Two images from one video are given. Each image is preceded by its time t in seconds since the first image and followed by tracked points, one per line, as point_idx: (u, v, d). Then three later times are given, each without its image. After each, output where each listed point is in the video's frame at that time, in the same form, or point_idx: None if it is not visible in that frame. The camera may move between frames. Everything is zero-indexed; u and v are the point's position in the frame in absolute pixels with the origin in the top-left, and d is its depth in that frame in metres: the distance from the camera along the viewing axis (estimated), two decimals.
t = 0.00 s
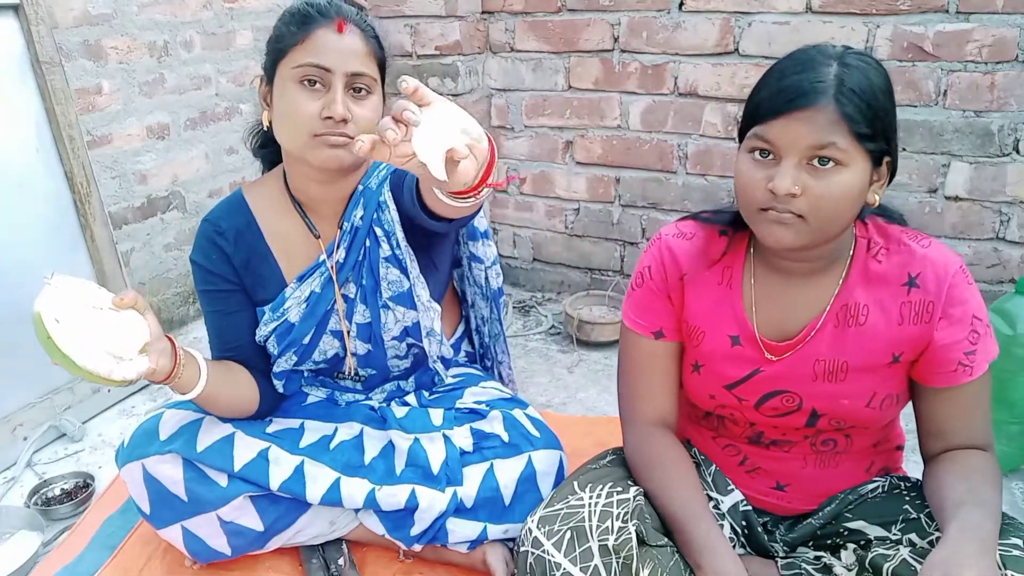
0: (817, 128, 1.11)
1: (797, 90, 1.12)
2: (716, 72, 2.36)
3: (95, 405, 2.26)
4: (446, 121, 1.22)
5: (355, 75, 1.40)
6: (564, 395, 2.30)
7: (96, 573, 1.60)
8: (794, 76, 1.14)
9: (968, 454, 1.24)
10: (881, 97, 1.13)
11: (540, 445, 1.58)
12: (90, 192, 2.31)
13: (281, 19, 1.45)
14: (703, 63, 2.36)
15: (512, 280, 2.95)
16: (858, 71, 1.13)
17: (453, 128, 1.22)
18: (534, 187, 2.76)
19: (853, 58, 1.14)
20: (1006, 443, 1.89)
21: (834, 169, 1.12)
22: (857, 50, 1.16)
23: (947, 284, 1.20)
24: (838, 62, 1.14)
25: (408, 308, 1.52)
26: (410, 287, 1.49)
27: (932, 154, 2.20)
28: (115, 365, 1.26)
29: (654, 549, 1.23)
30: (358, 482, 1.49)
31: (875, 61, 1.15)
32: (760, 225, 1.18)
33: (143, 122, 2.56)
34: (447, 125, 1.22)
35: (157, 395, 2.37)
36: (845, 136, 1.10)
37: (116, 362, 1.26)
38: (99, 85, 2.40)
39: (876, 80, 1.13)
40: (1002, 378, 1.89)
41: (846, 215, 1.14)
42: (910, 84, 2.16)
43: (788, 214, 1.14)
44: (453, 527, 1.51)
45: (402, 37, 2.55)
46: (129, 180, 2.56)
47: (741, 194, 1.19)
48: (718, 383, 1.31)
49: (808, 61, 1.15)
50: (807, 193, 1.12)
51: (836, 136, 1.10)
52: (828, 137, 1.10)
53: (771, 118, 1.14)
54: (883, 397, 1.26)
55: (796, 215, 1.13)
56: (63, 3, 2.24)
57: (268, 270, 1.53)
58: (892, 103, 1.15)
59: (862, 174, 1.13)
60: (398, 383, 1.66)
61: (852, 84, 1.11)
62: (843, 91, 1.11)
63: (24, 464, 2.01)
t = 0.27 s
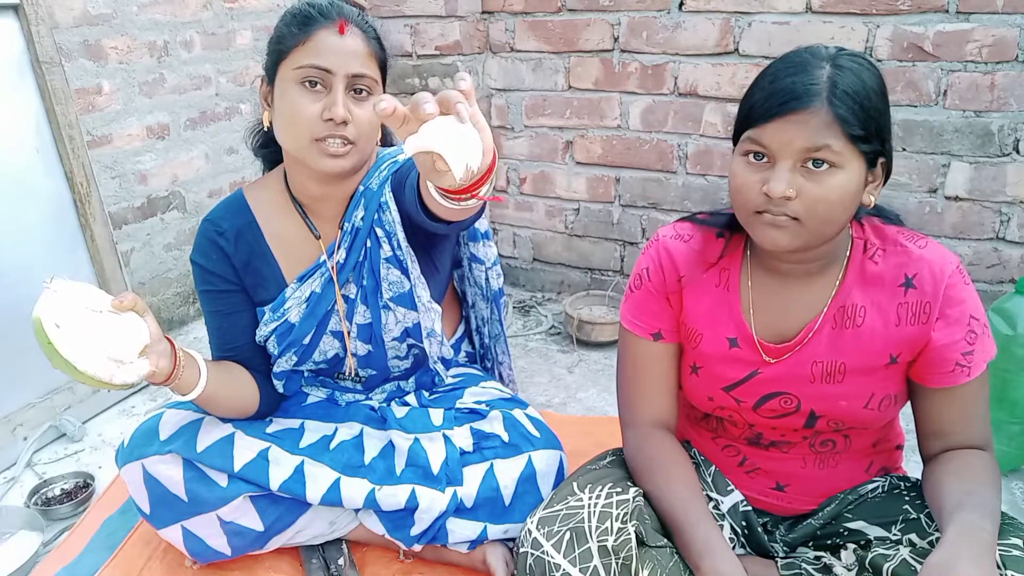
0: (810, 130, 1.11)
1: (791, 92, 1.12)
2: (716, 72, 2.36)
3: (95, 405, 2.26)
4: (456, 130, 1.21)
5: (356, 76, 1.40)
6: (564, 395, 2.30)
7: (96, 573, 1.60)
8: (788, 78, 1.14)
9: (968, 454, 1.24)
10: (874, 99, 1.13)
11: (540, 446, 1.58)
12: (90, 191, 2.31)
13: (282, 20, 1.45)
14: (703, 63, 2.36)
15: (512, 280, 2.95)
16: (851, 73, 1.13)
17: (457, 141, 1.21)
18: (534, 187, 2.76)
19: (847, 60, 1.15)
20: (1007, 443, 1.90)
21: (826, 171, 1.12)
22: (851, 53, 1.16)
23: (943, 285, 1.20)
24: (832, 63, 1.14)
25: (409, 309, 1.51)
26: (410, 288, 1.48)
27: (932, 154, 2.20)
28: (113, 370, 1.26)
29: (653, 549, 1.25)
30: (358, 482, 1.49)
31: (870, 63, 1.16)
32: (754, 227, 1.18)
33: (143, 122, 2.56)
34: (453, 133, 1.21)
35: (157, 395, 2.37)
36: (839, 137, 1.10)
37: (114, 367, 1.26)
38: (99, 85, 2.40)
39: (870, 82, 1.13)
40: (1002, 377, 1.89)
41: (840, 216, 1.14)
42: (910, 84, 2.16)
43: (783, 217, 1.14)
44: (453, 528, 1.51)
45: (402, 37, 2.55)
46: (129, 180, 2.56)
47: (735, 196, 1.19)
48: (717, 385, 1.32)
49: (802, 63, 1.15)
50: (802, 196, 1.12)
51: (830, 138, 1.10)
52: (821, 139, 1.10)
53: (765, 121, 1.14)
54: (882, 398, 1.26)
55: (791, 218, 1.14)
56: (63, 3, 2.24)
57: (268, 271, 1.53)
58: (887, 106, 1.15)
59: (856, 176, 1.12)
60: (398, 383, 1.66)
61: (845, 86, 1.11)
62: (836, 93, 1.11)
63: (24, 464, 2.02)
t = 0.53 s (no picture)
0: (806, 132, 1.11)
1: (787, 95, 1.12)
2: (716, 72, 2.36)
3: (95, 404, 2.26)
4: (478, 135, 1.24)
5: (356, 77, 1.40)
6: (564, 395, 2.30)
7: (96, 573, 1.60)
8: (783, 81, 1.14)
9: (968, 454, 1.24)
10: (871, 99, 1.13)
11: (540, 446, 1.58)
12: (90, 191, 2.31)
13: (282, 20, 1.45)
14: (703, 63, 2.36)
15: (512, 280, 2.95)
16: (847, 75, 1.13)
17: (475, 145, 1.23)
18: (534, 187, 2.76)
19: (844, 61, 1.15)
20: (1007, 443, 1.90)
21: (822, 173, 1.12)
22: (849, 54, 1.16)
23: (944, 286, 1.20)
24: (828, 65, 1.14)
25: (410, 309, 1.52)
26: (411, 288, 1.49)
27: (932, 154, 2.20)
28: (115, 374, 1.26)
29: (653, 551, 1.25)
30: (358, 482, 1.49)
31: (867, 65, 1.16)
32: (752, 229, 1.18)
33: (143, 122, 2.56)
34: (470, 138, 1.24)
35: (157, 395, 2.37)
36: (835, 140, 1.10)
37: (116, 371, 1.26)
38: (99, 85, 2.40)
39: (867, 84, 1.13)
40: (1002, 378, 1.89)
41: (838, 218, 1.14)
42: (910, 84, 2.16)
43: (780, 220, 1.14)
44: (453, 528, 1.51)
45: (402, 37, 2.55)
46: (129, 180, 2.56)
47: (733, 199, 1.19)
48: (717, 387, 1.32)
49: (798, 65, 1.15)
50: (798, 199, 1.12)
51: (827, 141, 1.10)
52: (817, 141, 1.10)
53: (761, 126, 1.14)
54: (882, 400, 1.26)
55: (788, 220, 1.14)
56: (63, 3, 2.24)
57: (268, 271, 1.53)
58: (885, 108, 1.15)
59: (853, 178, 1.12)
60: (399, 383, 1.66)
61: (841, 87, 1.11)
62: (832, 95, 1.11)
63: (24, 463, 2.01)
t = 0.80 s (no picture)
0: (797, 136, 1.11)
1: (779, 99, 1.12)
2: (716, 72, 2.36)
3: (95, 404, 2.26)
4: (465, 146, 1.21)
5: (345, 75, 1.39)
6: (564, 395, 2.30)
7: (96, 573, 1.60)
8: (776, 85, 1.14)
9: (968, 456, 1.24)
10: (865, 101, 1.12)
11: (540, 446, 1.58)
12: (90, 192, 2.31)
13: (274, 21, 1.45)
14: (703, 63, 2.36)
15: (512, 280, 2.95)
16: (841, 78, 1.12)
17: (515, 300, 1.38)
18: (534, 187, 2.75)
19: (839, 65, 1.14)
20: (1007, 443, 1.90)
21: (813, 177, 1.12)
22: (845, 57, 1.16)
23: (945, 290, 1.20)
24: (823, 69, 1.13)
25: (409, 318, 1.52)
26: (412, 297, 1.50)
27: (932, 154, 2.20)
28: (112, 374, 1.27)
29: (653, 552, 1.25)
30: (358, 483, 1.49)
31: (864, 67, 1.15)
32: (744, 232, 1.19)
33: (143, 122, 2.56)
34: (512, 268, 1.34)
35: (157, 395, 2.37)
36: (826, 144, 1.10)
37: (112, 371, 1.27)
38: (99, 85, 2.40)
39: (862, 87, 1.13)
40: (1003, 378, 1.89)
41: (832, 222, 1.14)
42: (910, 84, 2.16)
43: (771, 223, 1.14)
44: (453, 528, 1.51)
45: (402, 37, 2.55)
46: (129, 180, 2.56)
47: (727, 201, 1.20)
48: (717, 390, 1.32)
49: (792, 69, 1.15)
50: (789, 203, 1.12)
51: (818, 145, 1.10)
52: (808, 145, 1.10)
53: (753, 129, 1.14)
54: (882, 402, 1.26)
55: (779, 224, 1.14)
56: (63, 3, 2.24)
57: (268, 269, 1.53)
58: (883, 110, 1.15)
59: (846, 181, 1.12)
60: (400, 382, 1.65)
61: (833, 92, 1.11)
62: (825, 99, 1.10)
63: (24, 463, 2.01)
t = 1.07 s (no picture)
0: (749, 141, 1.12)
1: (735, 106, 1.14)
2: (716, 72, 2.36)
3: (95, 404, 2.26)
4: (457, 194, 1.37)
5: (339, 83, 1.39)
6: (564, 395, 2.30)
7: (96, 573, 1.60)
8: (747, 85, 1.15)
9: (969, 456, 1.24)
10: (836, 103, 1.09)
11: (539, 444, 1.57)
12: (90, 192, 2.30)
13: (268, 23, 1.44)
14: (703, 63, 2.36)
15: (512, 280, 2.95)
16: (812, 79, 1.10)
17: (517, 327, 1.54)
18: (534, 187, 2.75)
19: (817, 64, 1.12)
20: (1007, 443, 1.89)
21: (765, 182, 1.13)
22: (828, 56, 1.13)
23: (947, 291, 1.20)
24: (796, 69, 1.12)
25: (413, 317, 1.54)
26: (419, 297, 1.51)
27: (932, 154, 2.19)
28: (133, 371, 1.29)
29: (653, 552, 1.25)
30: (358, 480, 1.49)
31: (847, 67, 1.12)
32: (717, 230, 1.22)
33: (143, 122, 2.56)
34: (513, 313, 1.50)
35: (157, 395, 2.37)
36: (774, 152, 1.10)
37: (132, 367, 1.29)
38: (99, 85, 2.40)
39: (836, 87, 1.10)
40: (1003, 377, 1.89)
41: (790, 225, 1.14)
42: (910, 84, 2.16)
43: (732, 225, 1.17)
44: (453, 526, 1.51)
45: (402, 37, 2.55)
46: (129, 180, 2.56)
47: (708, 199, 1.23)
48: (718, 389, 1.32)
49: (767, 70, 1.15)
50: (744, 207, 1.14)
51: (767, 152, 1.11)
52: (757, 153, 1.12)
53: (720, 132, 1.17)
54: (883, 403, 1.26)
55: (739, 226, 1.17)
56: (63, 3, 2.25)
57: (274, 266, 1.53)
58: (860, 112, 1.10)
59: (803, 188, 1.12)
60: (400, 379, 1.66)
61: (796, 93, 1.10)
62: (784, 100, 1.10)
63: (24, 464, 2.01)
